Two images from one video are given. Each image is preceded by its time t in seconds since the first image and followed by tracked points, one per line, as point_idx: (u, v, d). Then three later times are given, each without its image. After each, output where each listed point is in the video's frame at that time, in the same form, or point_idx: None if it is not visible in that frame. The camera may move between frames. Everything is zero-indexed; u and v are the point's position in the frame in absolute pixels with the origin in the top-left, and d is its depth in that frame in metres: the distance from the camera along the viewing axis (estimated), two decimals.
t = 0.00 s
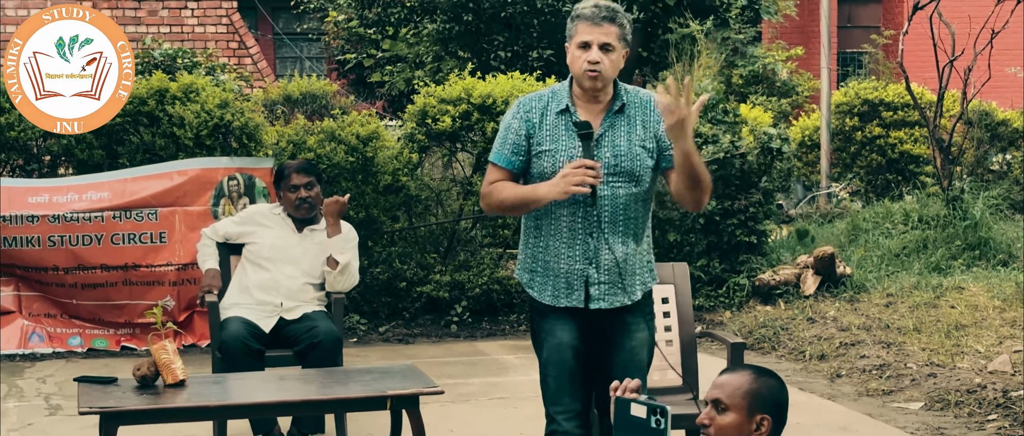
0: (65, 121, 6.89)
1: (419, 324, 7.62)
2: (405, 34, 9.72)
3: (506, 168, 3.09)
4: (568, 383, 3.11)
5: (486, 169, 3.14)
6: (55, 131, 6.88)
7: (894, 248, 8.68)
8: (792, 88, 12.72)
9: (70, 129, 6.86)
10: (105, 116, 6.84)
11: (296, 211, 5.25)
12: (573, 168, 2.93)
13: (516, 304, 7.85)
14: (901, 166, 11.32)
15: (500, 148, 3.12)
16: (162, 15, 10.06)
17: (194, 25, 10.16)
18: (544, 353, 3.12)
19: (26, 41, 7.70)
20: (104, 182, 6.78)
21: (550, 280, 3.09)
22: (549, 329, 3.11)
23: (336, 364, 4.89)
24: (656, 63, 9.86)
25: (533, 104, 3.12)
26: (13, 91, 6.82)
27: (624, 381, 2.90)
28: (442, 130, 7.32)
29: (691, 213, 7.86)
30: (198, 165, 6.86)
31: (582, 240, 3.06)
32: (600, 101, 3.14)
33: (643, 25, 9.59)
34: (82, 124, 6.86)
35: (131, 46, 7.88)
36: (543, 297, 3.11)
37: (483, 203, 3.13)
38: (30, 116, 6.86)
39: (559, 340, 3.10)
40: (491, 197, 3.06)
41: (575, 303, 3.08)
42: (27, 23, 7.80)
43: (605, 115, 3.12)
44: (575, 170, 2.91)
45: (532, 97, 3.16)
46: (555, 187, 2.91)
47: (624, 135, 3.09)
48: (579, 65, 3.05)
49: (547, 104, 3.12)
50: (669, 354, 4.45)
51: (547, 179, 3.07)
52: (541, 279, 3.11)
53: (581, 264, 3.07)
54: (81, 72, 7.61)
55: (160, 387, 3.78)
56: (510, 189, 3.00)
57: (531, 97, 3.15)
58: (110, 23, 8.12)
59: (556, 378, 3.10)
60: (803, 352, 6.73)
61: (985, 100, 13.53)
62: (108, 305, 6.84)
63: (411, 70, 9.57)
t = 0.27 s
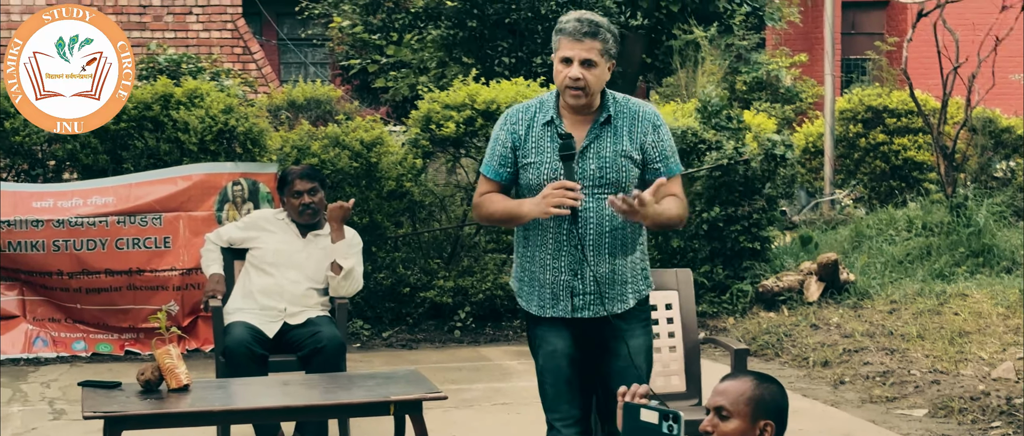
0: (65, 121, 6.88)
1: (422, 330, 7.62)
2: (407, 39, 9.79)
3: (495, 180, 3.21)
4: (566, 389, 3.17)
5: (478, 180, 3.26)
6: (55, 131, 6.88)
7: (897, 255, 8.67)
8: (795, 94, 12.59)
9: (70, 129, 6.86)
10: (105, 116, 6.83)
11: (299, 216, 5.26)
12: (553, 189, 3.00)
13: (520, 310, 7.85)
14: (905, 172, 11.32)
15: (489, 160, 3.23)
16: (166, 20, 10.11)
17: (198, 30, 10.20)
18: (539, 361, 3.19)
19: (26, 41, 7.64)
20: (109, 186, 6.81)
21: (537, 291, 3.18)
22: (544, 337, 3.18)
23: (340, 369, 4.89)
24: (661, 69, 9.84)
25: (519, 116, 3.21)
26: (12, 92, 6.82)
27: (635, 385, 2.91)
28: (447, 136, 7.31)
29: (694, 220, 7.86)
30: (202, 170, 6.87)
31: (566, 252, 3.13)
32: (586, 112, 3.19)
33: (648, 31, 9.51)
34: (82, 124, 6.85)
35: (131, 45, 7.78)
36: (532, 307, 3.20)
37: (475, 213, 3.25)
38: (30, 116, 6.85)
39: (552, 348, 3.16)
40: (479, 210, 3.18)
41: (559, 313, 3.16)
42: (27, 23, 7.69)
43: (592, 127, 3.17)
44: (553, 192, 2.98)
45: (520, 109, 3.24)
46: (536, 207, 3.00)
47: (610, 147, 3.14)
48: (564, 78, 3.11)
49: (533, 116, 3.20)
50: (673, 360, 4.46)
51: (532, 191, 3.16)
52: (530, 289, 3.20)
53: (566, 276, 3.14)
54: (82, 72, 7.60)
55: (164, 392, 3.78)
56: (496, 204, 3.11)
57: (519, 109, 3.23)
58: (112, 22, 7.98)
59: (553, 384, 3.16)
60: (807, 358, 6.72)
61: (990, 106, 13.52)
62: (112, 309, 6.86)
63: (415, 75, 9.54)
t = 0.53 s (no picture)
0: (66, 121, 6.91)
1: (428, 340, 7.61)
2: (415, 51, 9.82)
3: (498, 192, 3.23)
4: (573, 403, 3.14)
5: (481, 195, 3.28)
6: (55, 131, 6.90)
7: (904, 268, 8.66)
8: (803, 106, 12.69)
9: (71, 130, 6.89)
10: (106, 116, 6.89)
11: (305, 227, 5.27)
12: (555, 193, 2.98)
13: (526, 321, 7.84)
14: (912, 185, 11.28)
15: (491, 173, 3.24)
16: (174, 30, 10.11)
17: (205, 41, 10.21)
18: (548, 373, 3.16)
19: (25, 40, 7.40)
20: (116, 196, 6.83)
21: (546, 301, 3.16)
22: (552, 349, 3.17)
23: (346, 379, 4.91)
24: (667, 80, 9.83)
25: (518, 127, 3.22)
26: (14, 91, 6.90)
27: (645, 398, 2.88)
28: (453, 147, 7.33)
29: (701, 231, 7.86)
30: (208, 180, 6.89)
31: (574, 259, 3.12)
32: (585, 116, 3.20)
33: (655, 43, 9.51)
34: (82, 124, 6.90)
35: (132, 46, 7.68)
36: (542, 319, 3.18)
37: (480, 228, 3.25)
38: (31, 117, 6.89)
39: (560, 360, 3.14)
40: (483, 223, 3.18)
41: (571, 322, 3.13)
42: (26, 22, 7.43)
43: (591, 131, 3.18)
44: (556, 196, 2.96)
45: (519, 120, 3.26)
46: (538, 212, 2.98)
47: (610, 150, 3.14)
48: (560, 79, 3.12)
49: (532, 125, 3.21)
50: (680, 372, 4.46)
51: (536, 199, 3.17)
52: (538, 301, 3.18)
53: (574, 282, 3.12)
54: (81, 72, 7.37)
55: (170, 402, 3.78)
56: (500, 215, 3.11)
57: (518, 120, 3.25)
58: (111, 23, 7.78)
59: (560, 397, 3.13)
60: (814, 371, 6.70)
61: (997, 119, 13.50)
62: (118, 320, 6.86)
63: (421, 87, 9.53)
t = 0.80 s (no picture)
0: (66, 122, 7.00)
1: (427, 349, 7.62)
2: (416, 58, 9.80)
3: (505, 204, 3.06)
4: (582, 415, 3.03)
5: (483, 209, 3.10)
6: (55, 131, 7.00)
7: (903, 277, 8.66)
8: (801, 115, 12.69)
9: (71, 130, 6.98)
10: (108, 115, 7.03)
11: (305, 234, 5.27)
12: (575, 192, 2.86)
13: (525, 330, 7.85)
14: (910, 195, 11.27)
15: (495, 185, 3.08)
16: (173, 38, 10.14)
17: (205, 48, 10.22)
18: (557, 384, 3.05)
19: (25, 41, 7.55)
20: (116, 204, 6.83)
21: (557, 311, 3.04)
22: (562, 360, 3.06)
23: (346, 387, 4.91)
24: (667, 90, 9.83)
25: (521, 136, 3.08)
26: (14, 91, 7.13)
27: (644, 409, 2.87)
28: (453, 155, 7.37)
29: (700, 240, 7.87)
30: (208, 188, 6.90)
31: (586, 266, 3.01)
32: (589, 123, 3.10)
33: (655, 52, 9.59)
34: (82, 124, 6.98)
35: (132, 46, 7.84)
36: (552, 330, 3.06)
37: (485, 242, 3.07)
38: (30, 116, 6.99)
39: (571, 370, 3.04)
40: (491, 236, 3.02)
41: (584, 330, 3.02)
42: (26, 23, 7.56)
43: (597, 137, 3.07)
44: (576, 195, 2.84)
45: (519, 131, 3.11)
46: (559, 214, 2.85)
47: (618, 155, 3.05)
48: (569, 86, 3.01)
49: (535, 134, 3.07)
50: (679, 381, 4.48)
51: (547, 208, 3.03)
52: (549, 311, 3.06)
53: (588, 289, 3.01)
54: (82, 73, 7.53)
55: (170, 409, 3.79)
56: (513, 224, 2.95)
57: (519, 129, 3.11)
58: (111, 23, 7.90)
59: (570, 409, 3.03)
60: (813, 380, 6.70)
61: (996, 129, 13.53)
62: (117, 327, 6.87)
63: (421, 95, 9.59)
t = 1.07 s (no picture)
0: (65, 121, 7.00)
1: (422, 359, 7.61)
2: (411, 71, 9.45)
3: (525, 215, 3.09)
4: (596, 427, 3.07)
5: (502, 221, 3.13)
6: (55, 130, 7.00)
7: (897, 289, 8.67)
8: (796, 127, 12.73)
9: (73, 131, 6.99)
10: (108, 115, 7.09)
11: (301, 245, 5.30)
12: (610, 201, 2.94)
13: (520, 341, 7.80)
14: (904, 206, 11.34)
15: (514, 197, 3.11)
16: (170, 49, 9.86)
17: (202, 59, 9.92)
18: (573, 395, 3.08)
19: (25, 41, 7.41)
20: (111, 214, 6.84)
21: (580, 322, 3.08)
22: (578, 371, 3.09)
23: (341, 398, 4.91)
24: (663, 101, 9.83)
25: (538, 148, 3.12)
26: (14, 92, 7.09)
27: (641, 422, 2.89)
28: (449, 166, 7.40)
29: (695, 252, 7.89)
30: (204, 198, 6.91)
31: (611, 275, 3.07)
32: (604, 131, 3.18)
33: (650, 64, 9.64)
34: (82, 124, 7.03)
35: (131, 46, 7.72)
36: (573, 341, 3.09)
37: (506, 254, 3.10)
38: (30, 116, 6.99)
39: (587, 382, 3.07)
40: (518, 247, 3.05)
41: (608, 340, 3.07)
42: (26, 22, 7.42)
43: (613, 147, 3.17)
44: (614, 204, 2.92)
45: (534, 142, 3.16)
46: (595, 223, 2.92)
47: (638, 162, 3.14)
48: (591, 89, 3.10)
49: (552, 145, 3.12)
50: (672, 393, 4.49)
51: (569, 218, 3.08)
52: (570, 323, 3.10)
53: (612, 299, 3.07)
54: (81, 72, 7.36)
55: (164, 420, 3.78)
56: (541, 236, 3.01)
57: (534, 141, 3.15)
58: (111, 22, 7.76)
59: (584, 420, 3.07)
60: (808, 392, 6.71)
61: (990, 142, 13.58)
62: (112, 337, 6.86)
63: (416, 106, 9.27)
